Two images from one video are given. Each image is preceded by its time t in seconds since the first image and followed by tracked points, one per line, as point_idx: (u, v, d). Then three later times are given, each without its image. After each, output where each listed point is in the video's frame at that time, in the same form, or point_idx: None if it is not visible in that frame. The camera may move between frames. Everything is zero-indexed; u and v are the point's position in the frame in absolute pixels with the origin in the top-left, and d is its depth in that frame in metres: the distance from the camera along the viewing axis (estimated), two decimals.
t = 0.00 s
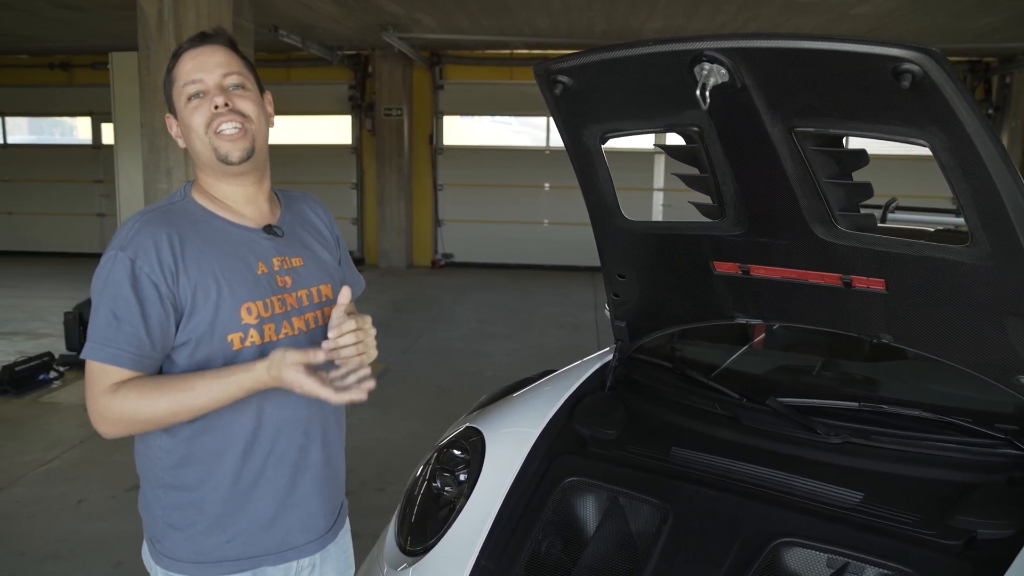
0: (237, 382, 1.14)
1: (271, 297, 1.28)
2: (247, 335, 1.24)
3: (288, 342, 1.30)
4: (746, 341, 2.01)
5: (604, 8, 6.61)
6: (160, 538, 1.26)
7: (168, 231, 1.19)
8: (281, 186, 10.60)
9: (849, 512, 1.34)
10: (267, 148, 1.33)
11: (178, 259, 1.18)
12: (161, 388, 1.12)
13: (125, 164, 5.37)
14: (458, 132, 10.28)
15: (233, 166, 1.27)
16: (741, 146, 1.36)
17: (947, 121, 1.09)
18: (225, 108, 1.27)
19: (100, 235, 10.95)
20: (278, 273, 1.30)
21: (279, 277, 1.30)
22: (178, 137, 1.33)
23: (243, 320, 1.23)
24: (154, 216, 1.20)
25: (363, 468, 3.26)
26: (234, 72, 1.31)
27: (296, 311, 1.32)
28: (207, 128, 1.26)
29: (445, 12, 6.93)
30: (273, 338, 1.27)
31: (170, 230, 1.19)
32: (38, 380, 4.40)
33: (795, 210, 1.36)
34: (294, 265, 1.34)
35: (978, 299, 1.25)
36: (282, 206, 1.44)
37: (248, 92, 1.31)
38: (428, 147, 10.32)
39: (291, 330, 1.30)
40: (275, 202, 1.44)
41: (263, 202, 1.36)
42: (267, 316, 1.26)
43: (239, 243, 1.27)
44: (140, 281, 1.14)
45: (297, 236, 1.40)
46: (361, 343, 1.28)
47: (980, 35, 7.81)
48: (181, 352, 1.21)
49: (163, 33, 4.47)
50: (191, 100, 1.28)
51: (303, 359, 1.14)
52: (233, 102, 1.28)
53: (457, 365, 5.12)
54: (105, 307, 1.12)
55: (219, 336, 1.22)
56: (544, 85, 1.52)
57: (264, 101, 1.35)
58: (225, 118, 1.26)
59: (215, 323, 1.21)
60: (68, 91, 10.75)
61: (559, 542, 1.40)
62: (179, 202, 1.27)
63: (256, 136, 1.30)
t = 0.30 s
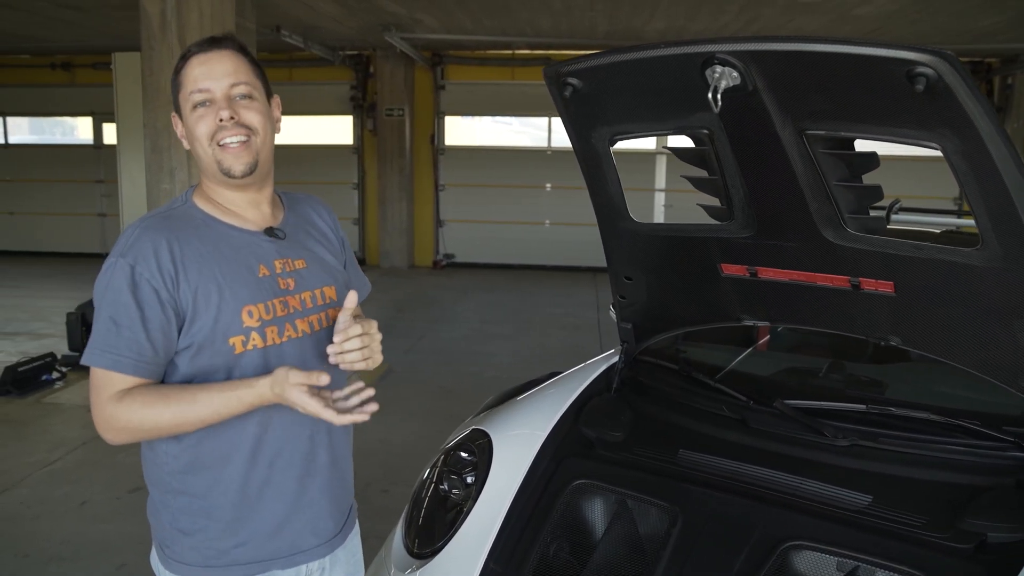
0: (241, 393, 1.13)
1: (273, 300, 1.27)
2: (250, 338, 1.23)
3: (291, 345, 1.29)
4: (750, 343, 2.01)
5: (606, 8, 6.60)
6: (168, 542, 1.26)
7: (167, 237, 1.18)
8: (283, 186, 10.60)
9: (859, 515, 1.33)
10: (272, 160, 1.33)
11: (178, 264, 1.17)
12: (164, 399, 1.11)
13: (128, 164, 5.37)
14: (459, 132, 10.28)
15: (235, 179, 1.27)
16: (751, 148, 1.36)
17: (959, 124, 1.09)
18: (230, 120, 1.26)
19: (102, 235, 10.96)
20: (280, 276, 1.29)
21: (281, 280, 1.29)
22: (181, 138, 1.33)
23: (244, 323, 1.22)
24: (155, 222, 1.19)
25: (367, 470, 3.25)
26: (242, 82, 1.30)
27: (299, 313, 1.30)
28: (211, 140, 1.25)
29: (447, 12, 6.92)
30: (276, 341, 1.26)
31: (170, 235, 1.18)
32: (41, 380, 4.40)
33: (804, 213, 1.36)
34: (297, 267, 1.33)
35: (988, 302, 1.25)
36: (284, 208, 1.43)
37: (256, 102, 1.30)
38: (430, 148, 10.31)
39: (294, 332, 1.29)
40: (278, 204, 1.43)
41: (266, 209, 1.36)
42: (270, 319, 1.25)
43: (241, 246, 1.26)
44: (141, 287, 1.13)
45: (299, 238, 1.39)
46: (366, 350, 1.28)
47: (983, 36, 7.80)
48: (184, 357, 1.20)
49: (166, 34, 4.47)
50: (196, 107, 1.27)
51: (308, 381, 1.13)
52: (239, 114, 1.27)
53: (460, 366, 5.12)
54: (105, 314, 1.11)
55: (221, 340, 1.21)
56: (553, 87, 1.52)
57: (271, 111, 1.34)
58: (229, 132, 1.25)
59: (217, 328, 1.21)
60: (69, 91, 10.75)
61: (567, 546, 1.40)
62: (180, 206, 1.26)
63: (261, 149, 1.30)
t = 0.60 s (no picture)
0: (245, 405, 1.12)
1: (277, 303, 1.25)
2: (253, 342, 1.22)
3: (296, 349, 1.28)
4: (756, 344, 2.01)
5: (609, 8, 6.60)
6: (173, 543, 1.25)
7: (171, 240, 1.17)
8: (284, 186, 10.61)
9: (869, 516, 1.33)
10: (282, 165, 1.32)
11: (182, 267, 1.16)
12: (167, 400, 1.11)
13: (132, 164, 5.38)
14: (461, 132, 10.28)
15: (242, 181, 1.26)
16: (761, 149, 1.36)
17: (973, 125, 1.09)
18: (245, 122, 1.25)
19: (103, 235, 10.97)
20: (284, 279, 1.28)
21: (285, 283, 1.28)
22: (192, 132, 1.32)
23: (247, 327, 1.21)
24: (159, 225, 1.19)
25: (371, 470, 3.26)
26: (262, 86, 1.29)
27: (303, 316, 1.30)
28: (223, 139, 1.24)
29: (449, 12, 6.92)
30: (280, 345, 1.25)
31: (173, 238, 1.17)
32: (44, 380, 4.41)
33: (814, 213, 1.36)
34: (301, 270, 1.32)
35: (998, 303, 1.25)
36: (291, 210, 1.42)
37: (273, 108, 1.30)
38: (432, 148, 10.31)
39: (298, 336, 1.28)
40: (285, 206, 1.41)
41: (271, 213, 1.34)
42: (273, 322, 1.24)
43: (245, 249, 1.25)
44: (145, 291, 1.12)
45: (305, 240, 1.38)
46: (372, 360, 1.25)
47: (986, 36, 7.79)
48: (187, 360, 1.19)
49: (170, 34, 4.48)
50: (212, 105, 1.26)
51: (311, 390, 1.11)
52: (254, 118, 1.26)
53: (463, 366, 5.12)
54: (109, 318, 1.10)
55: (224, 344, 1.20)
56: (564, 88, 1.52)
57: (287, 117, 1.33)
58: (242, 134, 1.24)
59: (220, 331, 1.20)
60: (71, 90, 10.76)
61: (576, 547, 1.40)
62: (184, 209, 1.25)
63: (272, 155, 1.29)
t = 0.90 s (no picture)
0: (243, 389, 1.10)
1: (279, 309, 1.25)
2: (253, 348, 1.21)
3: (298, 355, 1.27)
4: (761, 345, 2.00)
5: (612, 8, 6.59)
6: (172, 545, 1.24)
7: (174, 240, 1.16)
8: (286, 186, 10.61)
9: (879, 518, 1.32)
10: (296, 174, 1.31)
11: (185, 268, 1.15)
12: (169, 400, 1.09)
13: (134, 164, 5.38)
14: (463, 132, 10.27)
15: (255, 186, 1.25)
16: (771, 148, 1.35)
17: (988, 124, 1.08)
18: (267, 129, 1.25)
19: (104, 235, 10.97)
20: (288, 284, 1.27)
21: (289, 288, 1.27)
22: (210, 126, 1.31)
23: (248, 333, 1.20)
24: (163, 225, 1.17)
25: (376, 471, 3.25)
26: (290, 94, 1.29)
27: (307, 323, 1.29)
28: (242, 142, 1.24)
29: (451, 12, 6.91)
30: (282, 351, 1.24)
31: (177, 239, 1.16)
32: (46, 381, 4.40)
33: (824, 213, 1.35)
34: (306, 275, 1.31)
35: (1009, 302, 1.24)
36: (300, 213, 1.41)
37: (296, 117, 1.30)
38: (433, 148, 10.31)
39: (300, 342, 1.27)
40: (293, 209, 1.40)
41: (279, 218, 1.33)
42: (275, 328, 1.23)
43: (249, 252, 1.24)
44: (146, 291, 1.11)
45: (313, 245, 1.37)
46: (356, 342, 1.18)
47: (989, 36, 7.78)
48: (188, 362, 1.18)
49: (172, 34, 4.46)
50: (236, 105, 1.26)
51: (304, 347, 1.07)
52: (277, 125, 1.26)
53: (466, 366, 5.11)
54: (109, 317, 1.09)
55: (225, 348, 1.19)
56: (574, 87, 1.51)
57: (309, 126, 1.33)
58: (263, 140, 1.24)
59: (222, 335, 1.18)
60: (72, 90, 10.76)
61: (584, 549, 1.39)
62: (191, 208, 1.24)
63: (288, 163, 1.28)
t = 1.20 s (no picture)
0: (250, 407, 1.09)
1: (286, 319, 1.23)
2: (255, 357, 1.19)
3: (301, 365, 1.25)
4: (764, 346, 1.99)
5: (614, 7, 6.58)
6: (162, 542, 1.24)
7: (185, 242, 1.15)
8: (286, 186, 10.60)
9: (884, 522, 1.31)
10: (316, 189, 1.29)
11: (194, 271, 1.14)
12: (172, 404, 1.08)
13: (135, 165, 5.38)
14: (464, 132, 10.26)
15: (273, 200, 1.23)
16: (777, 148, 1.34)
17: (996, 124, 1.07)
18: (291, 147, 1.22)
19: (105, 235, 10.96)
20: (296, 294, 1.26)
21: (297, 299, 1.26)
22: (234, 128, 1.28)
23: (251, 342, 1.19)
24: (176, 224, 1.16)
25: (377, 472, 3.24)
26: (319, 111, 1.26)
27: (311, 334, 1.27)
28: (264, 156, 1.21)
29: (453, 12, 6.90)
30: (284, 362, 1.23)
31: (188, 240, 1.15)
32: (46, 381, 4.39)
33: (829, 213, 1.35)
34: (315, 286, 1.29)
35: (1015, 305, 1.23)
36: (315, 220, 1.39)
37: (322, 134, 1.27)
38: (435, 148, 10.30)
39: (303, 354, 1.25)
40: (309, 216, 1.38)
41: (294, 228, 1.31)
42: (279, 339, 1.22)
43: (258, 258, 1.22)
44: (155, 292, 1.10)
45: (324, 255, 1.35)
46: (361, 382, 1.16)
47: (991, 36, 7.77)
48: (191, 365, 1.17)
49: (173, 34, 4.46)
50: (263, 116, 1.23)
51: (316, 369, 1.09)
52: (302, 143, 1.23)
53: (467, 367, 5.10)
54: (116, 315, 1.08)
55: (227, 355, 1.18)
56: (578, 87, 1.50)
57: (333, 143, 1.31)
58: (286, 158, 1.21)
59: (225, 341, 1.17)
60: (72, 90, 10.75)
61: (587, 552, 1.38)
62: (205, 209, 1.22)
63: (308, 180, 1.25)
